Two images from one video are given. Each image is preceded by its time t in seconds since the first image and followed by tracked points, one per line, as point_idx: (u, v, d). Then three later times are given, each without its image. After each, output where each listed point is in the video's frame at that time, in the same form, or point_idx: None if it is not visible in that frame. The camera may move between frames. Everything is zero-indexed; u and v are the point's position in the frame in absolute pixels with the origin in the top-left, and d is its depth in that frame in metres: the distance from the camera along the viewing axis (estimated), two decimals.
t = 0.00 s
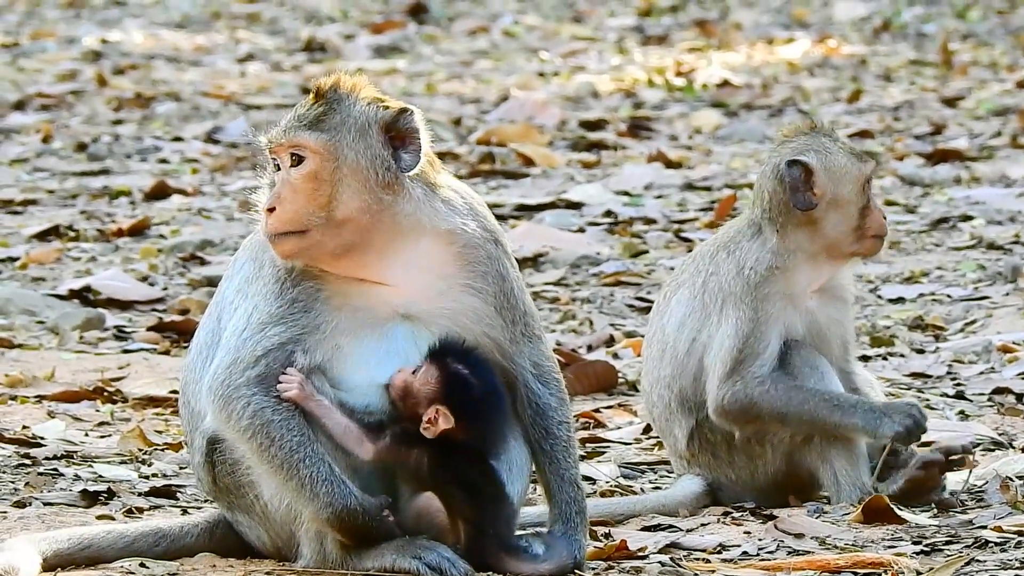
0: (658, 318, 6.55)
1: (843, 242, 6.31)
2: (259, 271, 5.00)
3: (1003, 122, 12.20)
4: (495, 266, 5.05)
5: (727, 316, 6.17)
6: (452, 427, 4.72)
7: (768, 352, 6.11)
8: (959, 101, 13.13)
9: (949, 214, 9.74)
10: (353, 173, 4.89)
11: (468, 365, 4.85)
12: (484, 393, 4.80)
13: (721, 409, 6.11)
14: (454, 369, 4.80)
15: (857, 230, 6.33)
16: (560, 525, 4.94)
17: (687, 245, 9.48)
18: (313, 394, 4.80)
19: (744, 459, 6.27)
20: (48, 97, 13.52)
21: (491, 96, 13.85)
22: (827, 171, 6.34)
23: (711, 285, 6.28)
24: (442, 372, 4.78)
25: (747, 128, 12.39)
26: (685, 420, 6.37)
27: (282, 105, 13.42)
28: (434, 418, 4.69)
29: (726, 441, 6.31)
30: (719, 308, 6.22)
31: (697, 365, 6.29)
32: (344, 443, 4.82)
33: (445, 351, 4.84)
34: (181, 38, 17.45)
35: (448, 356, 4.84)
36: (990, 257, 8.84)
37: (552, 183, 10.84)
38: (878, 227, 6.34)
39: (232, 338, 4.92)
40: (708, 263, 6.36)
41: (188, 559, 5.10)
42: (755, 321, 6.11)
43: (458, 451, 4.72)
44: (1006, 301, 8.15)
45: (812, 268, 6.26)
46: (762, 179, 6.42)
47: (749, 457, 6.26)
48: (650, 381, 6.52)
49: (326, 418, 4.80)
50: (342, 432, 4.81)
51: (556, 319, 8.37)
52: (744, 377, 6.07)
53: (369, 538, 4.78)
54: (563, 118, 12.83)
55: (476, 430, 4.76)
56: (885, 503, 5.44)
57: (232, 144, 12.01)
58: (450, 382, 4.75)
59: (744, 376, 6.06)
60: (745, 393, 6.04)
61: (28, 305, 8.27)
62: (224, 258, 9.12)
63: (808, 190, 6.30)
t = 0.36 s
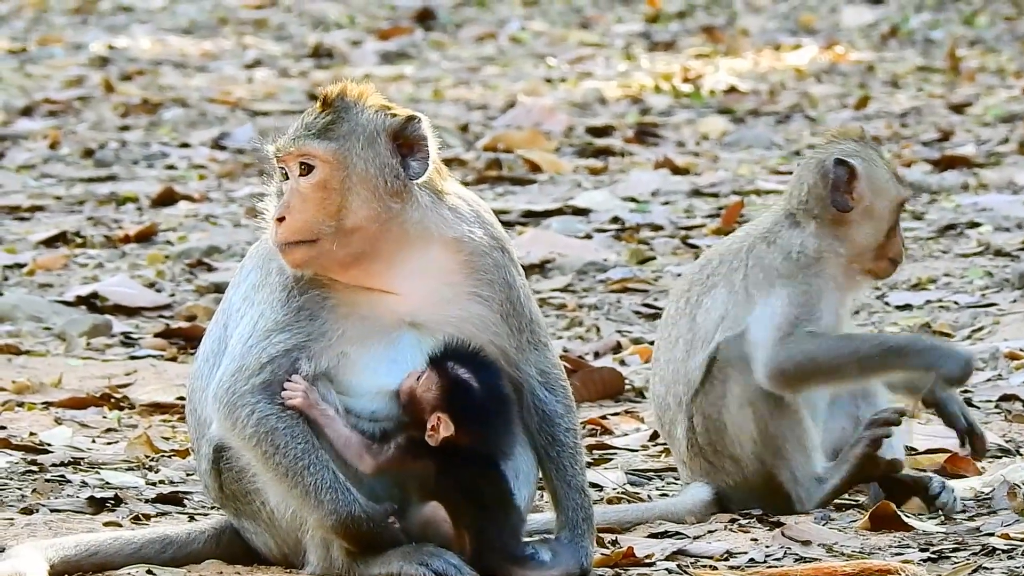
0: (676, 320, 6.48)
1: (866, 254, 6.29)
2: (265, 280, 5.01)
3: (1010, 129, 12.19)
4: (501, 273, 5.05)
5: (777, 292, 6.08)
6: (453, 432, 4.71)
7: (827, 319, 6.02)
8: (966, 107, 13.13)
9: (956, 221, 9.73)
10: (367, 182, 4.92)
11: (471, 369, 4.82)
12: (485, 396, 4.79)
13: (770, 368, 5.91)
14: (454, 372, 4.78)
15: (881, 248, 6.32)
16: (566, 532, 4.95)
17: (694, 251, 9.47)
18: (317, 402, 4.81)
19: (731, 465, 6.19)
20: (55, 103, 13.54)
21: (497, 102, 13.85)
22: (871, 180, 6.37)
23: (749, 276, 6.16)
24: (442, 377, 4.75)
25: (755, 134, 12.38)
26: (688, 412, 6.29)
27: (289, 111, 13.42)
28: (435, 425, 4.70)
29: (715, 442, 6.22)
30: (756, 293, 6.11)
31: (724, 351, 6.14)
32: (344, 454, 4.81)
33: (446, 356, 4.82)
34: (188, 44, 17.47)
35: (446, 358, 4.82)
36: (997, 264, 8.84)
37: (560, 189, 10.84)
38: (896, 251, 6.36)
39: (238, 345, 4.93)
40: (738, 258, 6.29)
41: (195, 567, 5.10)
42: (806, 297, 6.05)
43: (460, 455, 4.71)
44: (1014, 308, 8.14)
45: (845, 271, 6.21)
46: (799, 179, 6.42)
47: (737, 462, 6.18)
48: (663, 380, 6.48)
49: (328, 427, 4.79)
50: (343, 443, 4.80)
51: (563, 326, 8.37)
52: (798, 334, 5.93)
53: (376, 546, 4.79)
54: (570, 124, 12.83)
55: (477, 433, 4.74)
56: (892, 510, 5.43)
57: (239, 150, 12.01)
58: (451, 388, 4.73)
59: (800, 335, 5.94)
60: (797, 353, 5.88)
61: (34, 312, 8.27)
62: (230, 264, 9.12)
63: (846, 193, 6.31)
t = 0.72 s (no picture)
0: (705, 309, 6.64)
1: (902, 267, 6.65)
2: (269, 290, 5.02)
3: (1017, 139, 12.18)
4: (506, 284, 5.08)
5: (839, 297, 6.38)
6: (455, 429, 4.72)
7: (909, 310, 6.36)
8: (973, 117, 13.12)
9: (962, 230, 9.73)
10: (377, 193, 4.96)
11: (462, 365, 4.84)
12: (480, 391, 4.81)
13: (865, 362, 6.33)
14: (447, 369, 4.79)
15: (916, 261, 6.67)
16: (572, 539, 4.99)
17: (700, 260, 9.48)
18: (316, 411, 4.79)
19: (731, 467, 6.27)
20: (62, 112, 13.56)
21: (504, 112, 13.85)
22: (909, 196, 6.65)
23: (795, 276, 6.44)
24: (438, 379, 4.74)
25: (762, 144, 12.38)
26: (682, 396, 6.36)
27: (296, 120, 13.43)
28: (436, 423, 4.69)
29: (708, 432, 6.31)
30: (810, 293, 6.39)
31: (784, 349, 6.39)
32: (344, 460, 4.81)
33: (437, 354, 4.82)
34: (195, 52, 17.49)
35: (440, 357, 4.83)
36: (1004, 274, 8.83)
37: (566, 199, 10.83)
38: (929, 264, 6.70)
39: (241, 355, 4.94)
40: (779, 257, 6.53)
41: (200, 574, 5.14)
42: (875, 298, 6.37)
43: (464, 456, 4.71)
44: (1020, 318, 8.13)
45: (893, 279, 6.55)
46: (837, 196, 6.66)
47: (730, 465, 6.27)
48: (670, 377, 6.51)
49: (326, 436, 4.78)
50: (342, 451, 4.80)
51: (569, 334, 8.36)
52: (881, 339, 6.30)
53: (380, 555, 4.77)
54: (576, 133, 12.83)
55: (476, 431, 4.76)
56: (897, 518, 5.42)
57: (246, 159, 12.02)
58: (446, 386, 4.73)
59: (890, 333, 6.29)
60: (896, 356, 6.26)
61: (41, 320, 8.28)
62: (237, 273, 9.12)
63: (888, 208, 6.59)
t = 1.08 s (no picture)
0: (721, 306, 6.57)
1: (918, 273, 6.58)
2: (279, 292, 5.07)
3: None
4: (517, 286, 5.11)
5: (862, 300, 6.37)
6: (448, 406, 4.68)
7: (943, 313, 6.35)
8: (983, 118, 13.10)
9: (971, 232, 9.72)
10: (392, 199, 4.99)
11: (471, 351, 4.78)
12: (479, 369, 4.74)
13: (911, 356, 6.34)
14: (454, 353, 4.75)
15: (931, 268, 6.61)
16: (581, 540, 5.02)
17: (709, 261, 9.47)
18: (326, 415, 4.83)
19: (748, 470, 6.25)
20: (71, 111, 13.58)
21: (513, 113, 13.85)
22: (928, 200, 6.61)
23: (818, 273, 6.45)
24: (435, 358, 4.74)
25: (771, 146, 12.37)
26: (708, 390, 6.31)
27: (305, 121, 13.43)
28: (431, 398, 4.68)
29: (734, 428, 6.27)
30: (833, 297, 6.41)
31: (814, 349, 6.40)
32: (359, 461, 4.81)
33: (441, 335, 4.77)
34: (204, 53, 17.51)
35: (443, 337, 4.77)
36: (1013, 276, 8.81)
37: (575, 200, 10.82)
38: (941, 271, 6.66)
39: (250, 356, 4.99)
40: (803, 254, 6.51)
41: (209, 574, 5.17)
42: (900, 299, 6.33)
43: (465, 442, 4.71)
44: None
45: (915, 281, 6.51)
46: (855, 196, 6.65)
47: (749, 467, 6.25)
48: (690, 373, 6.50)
49: (337, 438, 4.81)
50: (357, 452, 4.81)
51: (578, 335, 8.36)
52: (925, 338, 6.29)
53: (387, 557, 4.77)
54: (585, 134, 12.82)
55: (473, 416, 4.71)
56: (906, 520, 5.41)
57: (255, 160, 12.02)
58: (442, 367, 4.70)
59: (931, 335, 6.28)
60: (944, 358, 6.28)
61: (50, 320, 8.29)
62: (246, 273, 9.12)
63: (905, 210, 6.57)
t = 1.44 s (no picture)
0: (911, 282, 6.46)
1: None
2: (299, 291, 5.22)
3: None
4: (532, 293, 5.28)
5: None
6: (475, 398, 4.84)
7: None
8: (989, 119, 13.08)
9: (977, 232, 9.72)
10: (428, 203, 5.17)
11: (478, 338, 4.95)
12: (493, 356, 4.93)
13: None
14: (460, 344, 4.91)
15: None
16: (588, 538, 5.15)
17: (715, 261, 9.47)
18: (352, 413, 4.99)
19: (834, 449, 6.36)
20: (77, 110, 13.58)
21: (520, 112, 13.84)
22: None
23: None
24: (448, 352, 4.88)
25: (777, 145, 12.36)
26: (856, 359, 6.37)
27: (311, 120, 13.42)
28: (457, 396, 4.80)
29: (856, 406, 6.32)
30: None
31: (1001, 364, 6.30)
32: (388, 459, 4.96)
33: (447, 331, 4.94)
34: (211, 51, 17.51)
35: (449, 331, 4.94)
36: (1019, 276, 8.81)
37: (581, 199, 10.82)
38: None
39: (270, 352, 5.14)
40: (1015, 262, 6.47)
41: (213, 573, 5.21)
42: None
43: (484, 427, 4.88)
44: None
45: None
46: None
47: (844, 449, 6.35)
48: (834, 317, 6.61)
49: (365, 436, 4.95)
50: (383, 449, 4.96)
51: (584, 334, 8.35)
52: None
53: (400, 553, 4.92)
54: (592, 134, 12.82)
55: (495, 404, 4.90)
56: (911, 520, 5.42)
57: (261, 158, 12.02)
58: (460, 357, 4.87)
59: None
60: None
61: (56, 318, 8.30)
62: (252, 271, 9.12)
63: None
